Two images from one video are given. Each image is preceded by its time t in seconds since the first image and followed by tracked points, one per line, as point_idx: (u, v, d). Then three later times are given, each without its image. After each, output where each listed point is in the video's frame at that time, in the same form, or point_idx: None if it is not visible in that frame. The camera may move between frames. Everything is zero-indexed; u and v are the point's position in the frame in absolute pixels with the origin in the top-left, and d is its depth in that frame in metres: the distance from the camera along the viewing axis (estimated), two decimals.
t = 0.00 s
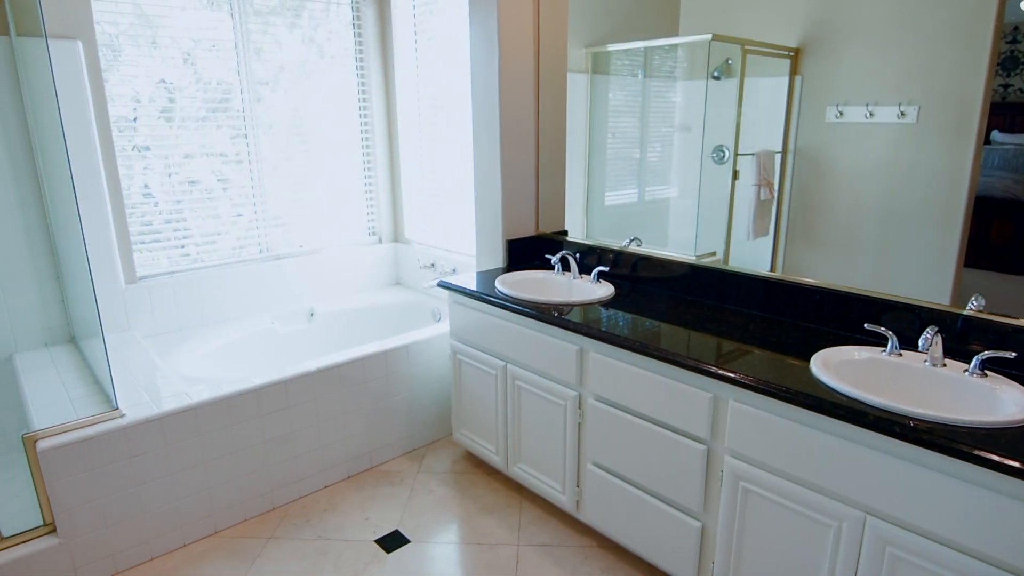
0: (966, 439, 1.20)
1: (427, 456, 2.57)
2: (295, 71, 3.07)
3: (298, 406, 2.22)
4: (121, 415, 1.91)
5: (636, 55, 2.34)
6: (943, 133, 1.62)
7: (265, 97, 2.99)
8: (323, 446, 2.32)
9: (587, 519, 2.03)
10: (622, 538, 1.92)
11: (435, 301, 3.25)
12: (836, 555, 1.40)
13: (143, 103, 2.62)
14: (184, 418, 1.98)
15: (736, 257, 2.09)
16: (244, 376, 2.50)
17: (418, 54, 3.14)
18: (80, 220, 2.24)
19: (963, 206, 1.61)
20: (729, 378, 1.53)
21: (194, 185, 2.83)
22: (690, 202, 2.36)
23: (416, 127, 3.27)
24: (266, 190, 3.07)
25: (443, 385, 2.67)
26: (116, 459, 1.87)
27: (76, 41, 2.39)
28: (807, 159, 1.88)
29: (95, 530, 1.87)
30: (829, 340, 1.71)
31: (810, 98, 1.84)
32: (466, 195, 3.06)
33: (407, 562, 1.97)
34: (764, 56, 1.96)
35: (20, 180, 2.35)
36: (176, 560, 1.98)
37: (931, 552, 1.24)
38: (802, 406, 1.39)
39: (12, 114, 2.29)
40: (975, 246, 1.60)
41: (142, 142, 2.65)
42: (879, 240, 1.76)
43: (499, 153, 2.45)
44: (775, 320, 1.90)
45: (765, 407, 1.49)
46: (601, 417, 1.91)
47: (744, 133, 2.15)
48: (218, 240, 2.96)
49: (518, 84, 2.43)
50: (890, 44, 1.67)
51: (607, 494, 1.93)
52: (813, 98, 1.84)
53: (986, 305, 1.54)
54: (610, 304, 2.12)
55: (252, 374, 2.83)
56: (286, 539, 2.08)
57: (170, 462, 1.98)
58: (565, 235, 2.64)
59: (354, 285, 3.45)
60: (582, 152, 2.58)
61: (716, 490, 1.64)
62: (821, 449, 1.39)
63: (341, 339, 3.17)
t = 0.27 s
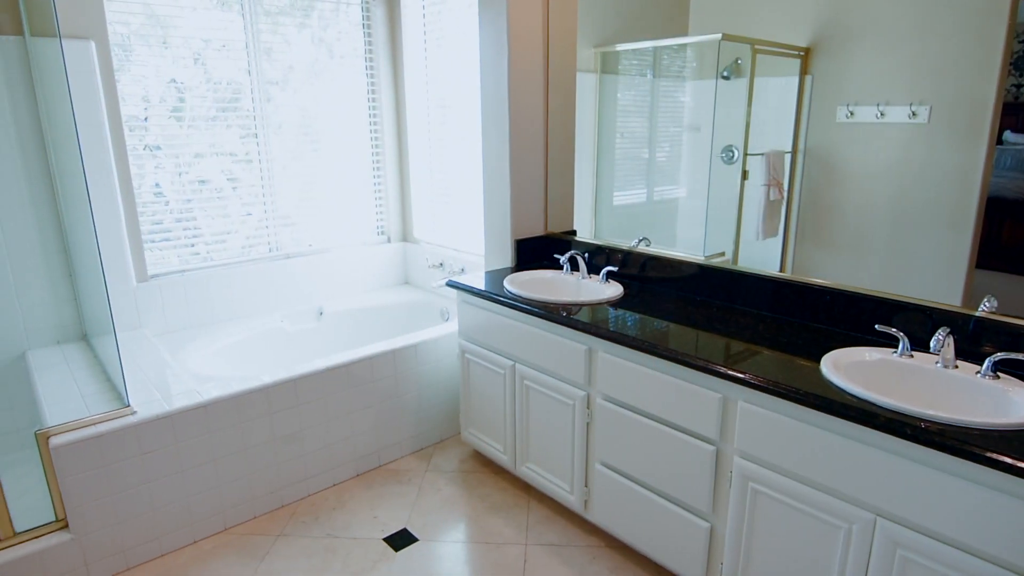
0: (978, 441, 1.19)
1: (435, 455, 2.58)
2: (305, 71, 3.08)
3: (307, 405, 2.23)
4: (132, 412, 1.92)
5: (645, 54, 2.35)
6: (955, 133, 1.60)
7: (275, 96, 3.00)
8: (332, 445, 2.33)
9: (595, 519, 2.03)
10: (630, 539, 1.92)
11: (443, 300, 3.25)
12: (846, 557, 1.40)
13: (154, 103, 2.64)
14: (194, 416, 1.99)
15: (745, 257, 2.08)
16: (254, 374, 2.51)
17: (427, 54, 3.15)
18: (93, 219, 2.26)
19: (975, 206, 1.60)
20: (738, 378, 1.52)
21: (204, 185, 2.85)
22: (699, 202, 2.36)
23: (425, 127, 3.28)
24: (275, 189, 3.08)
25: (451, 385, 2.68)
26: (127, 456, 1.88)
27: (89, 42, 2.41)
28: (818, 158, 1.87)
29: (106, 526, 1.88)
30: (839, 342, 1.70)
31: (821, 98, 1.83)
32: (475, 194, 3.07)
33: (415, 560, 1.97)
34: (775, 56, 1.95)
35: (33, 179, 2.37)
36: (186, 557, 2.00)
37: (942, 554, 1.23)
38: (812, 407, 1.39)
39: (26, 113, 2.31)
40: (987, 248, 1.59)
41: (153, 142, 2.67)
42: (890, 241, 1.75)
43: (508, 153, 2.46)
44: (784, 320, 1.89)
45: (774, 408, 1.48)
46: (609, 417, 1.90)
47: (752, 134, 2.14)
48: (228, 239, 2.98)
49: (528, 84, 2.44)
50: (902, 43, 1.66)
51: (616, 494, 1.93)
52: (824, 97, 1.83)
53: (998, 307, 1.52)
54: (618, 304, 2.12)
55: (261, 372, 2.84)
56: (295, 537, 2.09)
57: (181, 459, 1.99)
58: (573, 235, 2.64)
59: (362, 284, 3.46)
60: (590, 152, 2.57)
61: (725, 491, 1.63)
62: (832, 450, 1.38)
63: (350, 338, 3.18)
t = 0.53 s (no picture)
0: (991, 443, 1.18)
1: (444, 454, 2.58)
2: (315, 71, 3.09)
3: (316, 403, 2.24)
4: (144, 409, 1.94)
5: (654, 54, 2.34)
6: (968, 132, 1.59)
7: (285, 96, 3.01)
8: (341, 443, 2.34)
9: (604, 518, 2.03)
10: (639, 538, 1.91)
11: (452, 299, 3.26)
12: (856, 558, 1.39)
13: (165, 102, 2.66)
14: (205, 413, 2.00)
15: (755, 257, 2.07)
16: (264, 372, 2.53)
17: (436, 54, 3.16)
18: (106, 217, 2.28)
19: (987, 207, 1.59)
20: (748, 378, 1.52)
21: (214, 183, 2.86)
22: (707, 201, 2.35)
23: (434, 126, 3.29)
24: (285, 188, 3.10)
25: (460, 384, 2.68)
26: (139, 453, 1.90)
27: (102, 41, 2.43)
28: (828, 159, 1.86)
29: (118, 521, 1.90)
30: (851, 342, 1.69)
31: (832, 97, 1.82)
32: (484, 193, 3.07)
33: (424, 558, 1.98)
34: (786, 55, 1.94)
35: (47, 177, 2.39)
36: (197, 553, 2.01)
37: (954, 556, 1.22)
38: (823, 407, 1.38)
39: (40, 112, 2.33)
40: (999, 248, 1.57)
41: (164, 141, 2.69)
42: (901, 241, 1.74)
43: (517, 152, 2.46)
44: (796, 320, 1.88)
45: (785, 409, 1.47)
46: (618, 417, 1.90)
47: (762, 133, 2.14)
48: (238, 238, 2.99)
49: (538, 83, 2.44)
50: (915, 42, 1.65)
51: (624, 493, 1.93)
52: (835, 97, 1.82)
53: (1011, 309, 1.51)
54: (627, 304, 2.11)
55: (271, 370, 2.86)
56: (304, 534, 2.10)
57: (192, 456, 2.00)
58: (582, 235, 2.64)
59: (371, 283, 3.47)
60: (599, 152, 2.56)
61: (735, 492, 1.63)
62: (843, 451, 1.37)
63: (359, 337, 3.19)
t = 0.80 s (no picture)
0: (1005, 446, 1.17)
1: (453, 452, 2.59)
2: (325, 70, 3.10)
3: (326, 401, 2.24)
4: (156, 406, 1.95)
5: (664, 53, 2.34)
6: (981, 132, 1.57)
7: (295, 95, 3.02)
8: (351, 441, 2.34)
9: (613, 518, 2.03)
10: (648, 539, 1.91)
11: (461, 298, 3.26)
12: (868, 560, 1.38)
13: (176, 102, 2.68)
14: (216, 410, 2.01)
15: (766, 257, 2.06)
16: (274, 370, 2.54)
17: (446, 53, 3.16)
18: (118, 215, 2.29)
19: (1001, 207, 1.56)
20: (759, 379, 1.51)
21: (224, 182, 2.87)
22: (717, 200, 2.33)
23: (444, 126, 3.29)
24: (296, 187, 3.11)
25: (469, 383, 2.68)
26: (150, 449, 1.91)
27: (116, 41, 2.46)
28: (839, 159, 1.84)
29: (130, 517, 1.92)
30: (862, 343, 1.68)
31: (844, 96, 1.80)
32: (493, 193, 3.07)
33: (433, 557, 1.98)
34: (797, 54, 1.93)
35: (61, 176, 2.41)
36: (208, 549, 2.02)
37: (968, 560, 1.21)
38: (834, 408, 1.37)
39: (54, 112, 2.35)
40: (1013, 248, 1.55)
41: (175, 140, 2.70)
42: (914, 241, 1.72)
43: (527, 152, 2.46)
44: (806, 321, 1.88)
45: (796, 410, 1.46)
46: (627, 417, 1.90)
47: (773, 131, 2.13)
48: (248, 236, 3.01)
49: (548, 83, 2.44)
50: (928, 40, 1.63)
51: (634, 493, 1.93)
52: (846, 97, 1.80)
53: None
54: (637, 303, 2.11)
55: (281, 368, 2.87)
56: (314, 531, 2.10)
57: (203, 453, 2.01)
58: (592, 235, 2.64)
59: (381, 282, 3.48)
60: (608, 151, 2.56)
61: (745, 493, 1.62)
62: (854, 453, 1.36)
63: (369, 336, 3.20)
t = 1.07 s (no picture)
0: (1020, 449, 1.16)
1: (462, 452, 2.59)
2: (335, 70, 3.12)
3: (336, 400, 2.25)
4: (168, 404, 1.97)
5: (675, 53, 2.33)
6: (995, 131, 1.55)
7: (305, 95, 3.04)
8: (360, 440, 2.35)
9: (622, 519, 2.02)
10: (658, 540, 1.90)
11: (471, 297, 3.26)
12: (880, 563, 1.37)
13: (188, 102, 2.69)
14: (227, 408, 2.02)
15: (777, 258, 2.06)
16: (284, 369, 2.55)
17: (457, 54, 3.17)
18: (132, 214, 2.31)
19: (1016, 207, 1.55)
20: (770, 380, 1.50)
21: (235, 182, 2.89)
22: (729, 199, 2.32)
23: (454, 126, 3.30)
24: (307, 186, 3.13)
25: (478, 382, 2.68)
26: (163, 447, 1.93)
27: (130, 41, 2.48)
28: (851, 159, 1.83)
29: (143, 514, 1.93)
30: (874, 344, 1.67)
31: (856, 96, 1.79)
32: (503, 193, 3.07)
33: (442, 556, 1.99)
34: (808, 54, 1.92)
35: (75, 175, 2.43)
36: (219, 546, 2.04)
37: (982, 563, 1.20)
38: (846, 410, 1.36)
39: (69, 111, 2.38)
40: None
41: (187, 140, 2.72)
42: (927, 242, 1.70)
43: (537, 152, 2.46)
44: (818, 322, 1.87)
45: (808, 411, 1.46)
46: (637, 417, 1.89)
47: (785, 131, 2.11)
48: (259, 236, 3.02)
49: (558, 82, 2.44)
50: (942, 40, 1.62)
51: (643, 494, 1.92)
52: (858, 97, 1.79)
53: None
54: (647, 304, 2.10)
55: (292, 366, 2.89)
56: (324, 529, 2.11)
57: (214, 451, 2.03)
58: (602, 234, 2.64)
59: (391, 281, 3.49)
60: (618, 151, 2.56)
61: (756, 494, 1.61)
62: (867, 455, 1.35)
63: (379, 334, 3.22)
